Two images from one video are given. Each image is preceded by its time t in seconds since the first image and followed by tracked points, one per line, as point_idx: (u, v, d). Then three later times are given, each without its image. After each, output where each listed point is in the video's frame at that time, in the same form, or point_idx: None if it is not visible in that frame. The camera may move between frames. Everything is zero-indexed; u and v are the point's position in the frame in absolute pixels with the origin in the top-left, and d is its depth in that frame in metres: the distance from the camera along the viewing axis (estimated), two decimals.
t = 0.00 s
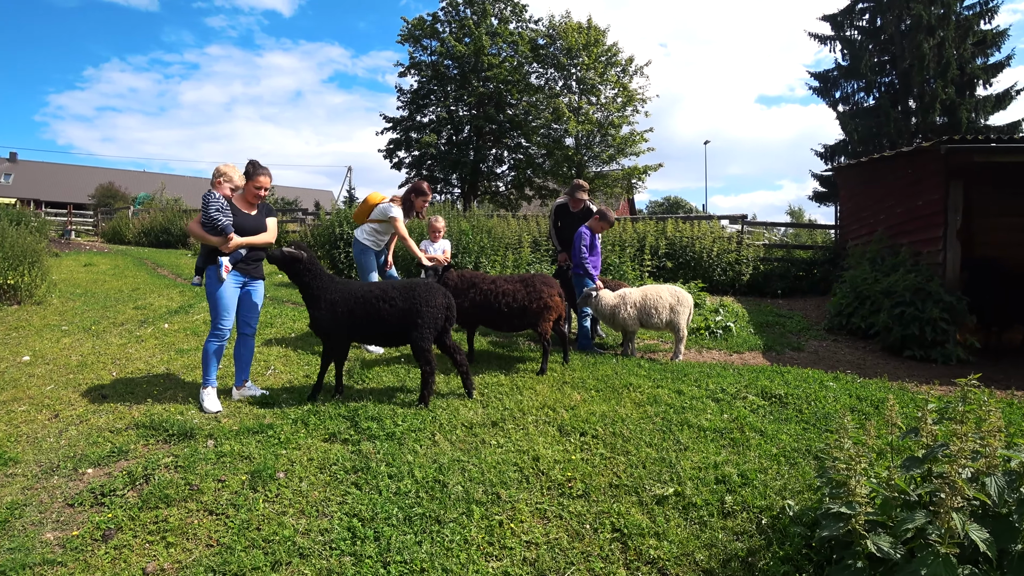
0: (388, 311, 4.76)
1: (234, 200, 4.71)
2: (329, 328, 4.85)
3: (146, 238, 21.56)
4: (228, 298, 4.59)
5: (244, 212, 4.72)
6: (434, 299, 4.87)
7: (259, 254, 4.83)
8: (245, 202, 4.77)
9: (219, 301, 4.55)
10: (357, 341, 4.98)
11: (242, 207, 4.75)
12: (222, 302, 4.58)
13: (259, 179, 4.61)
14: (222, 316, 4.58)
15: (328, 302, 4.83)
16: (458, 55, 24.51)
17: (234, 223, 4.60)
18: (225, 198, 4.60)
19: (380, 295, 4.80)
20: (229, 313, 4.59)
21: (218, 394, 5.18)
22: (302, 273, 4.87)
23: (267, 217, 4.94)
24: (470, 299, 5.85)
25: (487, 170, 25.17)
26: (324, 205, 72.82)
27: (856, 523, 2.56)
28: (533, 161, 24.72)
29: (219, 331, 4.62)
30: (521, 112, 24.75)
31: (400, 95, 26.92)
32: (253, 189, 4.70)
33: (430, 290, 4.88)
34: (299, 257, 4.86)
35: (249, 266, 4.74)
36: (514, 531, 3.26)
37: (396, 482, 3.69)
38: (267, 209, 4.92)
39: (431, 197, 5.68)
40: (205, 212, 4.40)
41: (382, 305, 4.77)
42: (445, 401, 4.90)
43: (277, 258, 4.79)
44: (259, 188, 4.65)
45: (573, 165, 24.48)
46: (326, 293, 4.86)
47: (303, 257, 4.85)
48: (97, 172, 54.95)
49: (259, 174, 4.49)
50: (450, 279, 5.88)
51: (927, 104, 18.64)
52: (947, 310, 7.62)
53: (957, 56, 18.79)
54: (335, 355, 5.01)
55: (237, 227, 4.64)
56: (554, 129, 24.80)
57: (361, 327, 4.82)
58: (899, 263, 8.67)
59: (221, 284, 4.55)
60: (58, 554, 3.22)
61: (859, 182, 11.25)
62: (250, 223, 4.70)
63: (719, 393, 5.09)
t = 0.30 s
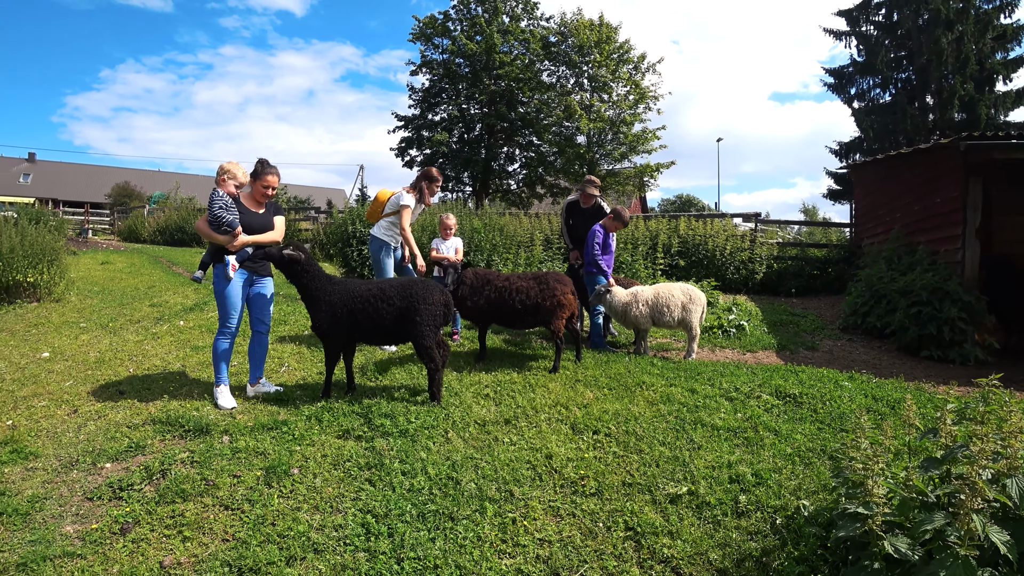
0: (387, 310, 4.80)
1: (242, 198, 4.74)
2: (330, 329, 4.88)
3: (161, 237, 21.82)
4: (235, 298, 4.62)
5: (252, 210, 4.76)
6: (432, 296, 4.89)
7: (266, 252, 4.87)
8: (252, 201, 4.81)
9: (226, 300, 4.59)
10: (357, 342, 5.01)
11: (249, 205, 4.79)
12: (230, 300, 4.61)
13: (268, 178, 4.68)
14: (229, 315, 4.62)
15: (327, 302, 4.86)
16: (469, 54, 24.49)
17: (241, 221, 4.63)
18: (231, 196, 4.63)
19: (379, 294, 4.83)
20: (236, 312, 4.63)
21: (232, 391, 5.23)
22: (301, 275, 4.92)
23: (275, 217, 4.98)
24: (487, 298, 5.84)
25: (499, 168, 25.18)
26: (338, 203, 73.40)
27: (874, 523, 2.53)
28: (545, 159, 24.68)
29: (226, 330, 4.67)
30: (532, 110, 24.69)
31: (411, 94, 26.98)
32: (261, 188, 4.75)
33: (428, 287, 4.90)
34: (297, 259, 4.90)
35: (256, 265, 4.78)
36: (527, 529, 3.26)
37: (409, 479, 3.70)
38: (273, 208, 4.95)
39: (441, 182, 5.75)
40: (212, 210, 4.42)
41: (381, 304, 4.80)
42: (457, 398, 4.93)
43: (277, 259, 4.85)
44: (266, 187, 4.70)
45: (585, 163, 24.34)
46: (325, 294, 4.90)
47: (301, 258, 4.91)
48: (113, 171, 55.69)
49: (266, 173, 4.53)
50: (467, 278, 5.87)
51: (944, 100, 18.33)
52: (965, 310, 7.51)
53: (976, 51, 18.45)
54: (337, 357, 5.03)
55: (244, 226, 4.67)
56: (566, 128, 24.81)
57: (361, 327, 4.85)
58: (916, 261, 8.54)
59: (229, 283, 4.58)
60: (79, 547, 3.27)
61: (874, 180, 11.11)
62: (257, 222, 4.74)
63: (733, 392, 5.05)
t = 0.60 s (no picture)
0: (392, 308, 4.82)
1: (249, 198, 4.77)
2: (335, 328, 4.91)
3: (176, 235, 22.07)
4: (242, 297, 4.67)
5: (259, 210, 4.80)
6: (437, 294, 4.90)
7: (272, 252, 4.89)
8: (259, 201, 4.84)
9: (232, 299, 4.64)
10: (362, 341, 5.04)
11: (256, 205, 4.83)
12: (236, 299, 4.66)
13: (274, 178, 4.71)
14: (236, 314, 4.68)
15: (331, 301, 4.89)
16: (480, 52, 24.47)
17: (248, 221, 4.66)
18: (238, 196, 4.66)
19: (383, 292, 4.85)
20: (243, 311, 4.68)
21: (246, 388, 5.28)
22: (304, 273, 4.96)
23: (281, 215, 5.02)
24: (503, 299, 5.79)
25: (510, 166, 25.16)
26: (350, 202, 73.84)
27: (890, 525, 2.49)
28: (556, 157, 24.61)
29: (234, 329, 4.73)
30: (544, 108, 24.62)
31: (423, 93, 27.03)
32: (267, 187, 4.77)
33: (433, 285, 4.91)
34: (300, 258, 4.93)
35: (262, 264, 4.79)
36: (539, 527, 3.25)
37: (422, 476, 3.72)
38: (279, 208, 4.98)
39: (445, 172, 5.82)
40: (219, 210, 4.46)
41: (386, 303, 4.82)
42: (469, 396, 4.94)
43: (282, 256, 4.86)
44: (273, 187, 4.74)
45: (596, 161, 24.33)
46: (329, 292, 4.92)
47: (305, 256, 4.93)
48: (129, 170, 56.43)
49: (273, 174, 4.55)
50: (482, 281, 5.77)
51: (962, 96, 18.03)
52: (982, 310, 7.39)
53: (996, 46, 18.12)
54: (343, 355, 5.06)
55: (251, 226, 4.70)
56: (577, 125, 24.63)
57: (365, 325, 4.87)
58: (933, 260, 8.41)
59: (235, 283, 4.63)
60: (97, 540, 3.33)
61: (890, 178, 10.97)
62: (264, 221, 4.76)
63: (746, 391, 5.01)
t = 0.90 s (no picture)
0: (398, 306, 4.83)
1: (257, 196, 4.84)
2: (341, 326, 4.93)
3: (187, 233, 22.25)
4: (250, 295, 4.70)
5: (266, 208, 4.85)
6: (443, 292, 4.92)
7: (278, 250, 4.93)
8: (267, 199, 4.90)
9: (239, 296, 4.66)
10: (368, 339, 5.06)
11: (264, 203, 4.88)
12: (243, 298, 4.68)
13: (282, 176, 4.75)
14: (244, 311, 4.70)
15: (337, 299, 4.91)
16: (490, 51, 24.46)
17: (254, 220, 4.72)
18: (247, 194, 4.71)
19: (389, 290, 4.86)
20: (250, 308, 4.70)
21: (256, 385, 5.32)
22: (310, 270, 4.99)
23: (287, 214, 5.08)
24: (519, 304, 5.73)
25: (519, 165, 25.16)
26: (360, 200, 74.25)
27: (901, 527, 2.47)
28: (565, 156, 24.58)
29: (242, 326, 4.75)
30: (552, 107, 24.56)
31: (432, 91, 27.08)
32: (274, 186, 4.83)
33: (439, 284, 4.93)
34: (311, 253, 4.94)
35: (268, 263, 4.83)
36: (548, 525, 3.25)
37: (430, 473, 3.73)
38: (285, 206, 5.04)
39: (450, 169, 5.83)
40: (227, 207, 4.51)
41: (392, 301, 4.83)
42: (477, 394, 4.95)
43: (295, 248, 4.86)
44: (281, 185, 4.78)
45: (605, 160, 24.51)
46: (334, 290, 4.94)
47: (317, 251, 4.96)
48: (141, 168, 56.94)
49: (280, 173, 4.60)
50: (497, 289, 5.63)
51: (976, 95, 17.81)
52: (996, 311, 7.30)
53: (1011, 43, 17.87)
54: (349, 354, 5.08)
55: (258, 224, 4.75)
56: (587, 124, 24.91)
57: (371, 323, 4.89)
58: (945, 261, 8.32)
59: (242, 280, 4.66)
60: (108, 533, 3.36)
61: (902, 178, 10.85)
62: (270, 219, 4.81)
63: (755, 392, 4.98)
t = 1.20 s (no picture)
0: (403, 304, 4.84)
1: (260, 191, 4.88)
2: (347, 323, 4.95)
3: (193, 230, 22.34)
4: (252, 289, 4.71)
5: (269, 203, 4.88)
6: (447, 290, 4.92)
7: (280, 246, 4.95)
8: (270, 194, 4.93)
9: (242, 290, 4.69)
10: (372, 336, 5.07)
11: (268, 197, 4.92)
12: (247, 293, 4.70)
13: (284, 170, 4.79)
14: (246, 306, 4.71)
15: (342, 296, 4.92)
16: (495, 49, 24.43)
17: (257, 215, 4.75)
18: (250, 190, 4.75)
19: (393, 288, 4.87)
20: (253, 303, 4.71)
21: (260, 381, 5.35)
22: (319, 266, 5.03)
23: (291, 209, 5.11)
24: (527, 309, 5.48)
25: (524, 163, 25.14)
26: (364, 198, 74.39)
27: (904, 528, 2.46)
28: (570, 154, 24.57)
29: (244, 321, 4.77)
30: (558, 106, 24.46)
31: (437, 90, 27.10)
32: (277, 180, 4.87)
33: (443, 281, 4.94)
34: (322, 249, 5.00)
35: (271, 258, 4.84)
36: (550, 523, 3.26)
37: (434, 471, 3.73)
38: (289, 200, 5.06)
39: (452, 167, 5.82)
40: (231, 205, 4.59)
41: (396, 299, 4.84)
42: (481, 392, 4.95)
43: (309, 244, 4.94)
44: (283, 180, 4.82)
45: (610, 159, 24.40)
46: (340, 288, 4.95)
47: (331, 246, 5.00)
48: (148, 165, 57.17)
49: (282, 164, 4.64)
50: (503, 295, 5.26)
51: (984, 95, 17.70)
52: (1003, 312, 7.25)
53: (1020, 43, 17.73)
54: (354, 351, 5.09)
55: (260, 220, 4.77)
56: (592, 123, 24.62)
57: (376, 320, 4.90)
58: (952, 262, 8.27)
59: (245, 275, 4.68)
60: (113, 528, 3.39)
61: (909, 178, 10.78)
62: (273, 214, 4.83)
63: (760, 391, 4.97)
